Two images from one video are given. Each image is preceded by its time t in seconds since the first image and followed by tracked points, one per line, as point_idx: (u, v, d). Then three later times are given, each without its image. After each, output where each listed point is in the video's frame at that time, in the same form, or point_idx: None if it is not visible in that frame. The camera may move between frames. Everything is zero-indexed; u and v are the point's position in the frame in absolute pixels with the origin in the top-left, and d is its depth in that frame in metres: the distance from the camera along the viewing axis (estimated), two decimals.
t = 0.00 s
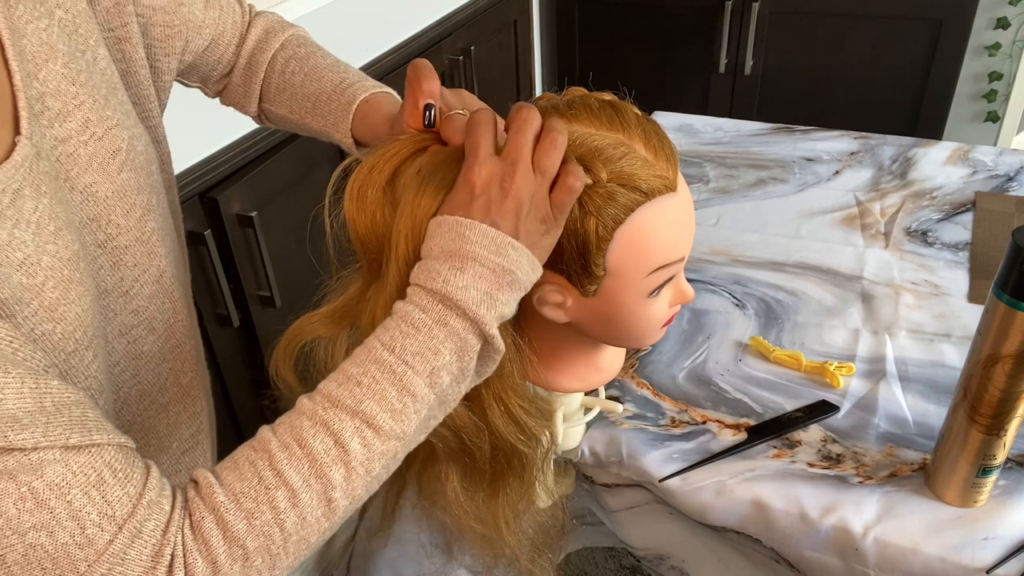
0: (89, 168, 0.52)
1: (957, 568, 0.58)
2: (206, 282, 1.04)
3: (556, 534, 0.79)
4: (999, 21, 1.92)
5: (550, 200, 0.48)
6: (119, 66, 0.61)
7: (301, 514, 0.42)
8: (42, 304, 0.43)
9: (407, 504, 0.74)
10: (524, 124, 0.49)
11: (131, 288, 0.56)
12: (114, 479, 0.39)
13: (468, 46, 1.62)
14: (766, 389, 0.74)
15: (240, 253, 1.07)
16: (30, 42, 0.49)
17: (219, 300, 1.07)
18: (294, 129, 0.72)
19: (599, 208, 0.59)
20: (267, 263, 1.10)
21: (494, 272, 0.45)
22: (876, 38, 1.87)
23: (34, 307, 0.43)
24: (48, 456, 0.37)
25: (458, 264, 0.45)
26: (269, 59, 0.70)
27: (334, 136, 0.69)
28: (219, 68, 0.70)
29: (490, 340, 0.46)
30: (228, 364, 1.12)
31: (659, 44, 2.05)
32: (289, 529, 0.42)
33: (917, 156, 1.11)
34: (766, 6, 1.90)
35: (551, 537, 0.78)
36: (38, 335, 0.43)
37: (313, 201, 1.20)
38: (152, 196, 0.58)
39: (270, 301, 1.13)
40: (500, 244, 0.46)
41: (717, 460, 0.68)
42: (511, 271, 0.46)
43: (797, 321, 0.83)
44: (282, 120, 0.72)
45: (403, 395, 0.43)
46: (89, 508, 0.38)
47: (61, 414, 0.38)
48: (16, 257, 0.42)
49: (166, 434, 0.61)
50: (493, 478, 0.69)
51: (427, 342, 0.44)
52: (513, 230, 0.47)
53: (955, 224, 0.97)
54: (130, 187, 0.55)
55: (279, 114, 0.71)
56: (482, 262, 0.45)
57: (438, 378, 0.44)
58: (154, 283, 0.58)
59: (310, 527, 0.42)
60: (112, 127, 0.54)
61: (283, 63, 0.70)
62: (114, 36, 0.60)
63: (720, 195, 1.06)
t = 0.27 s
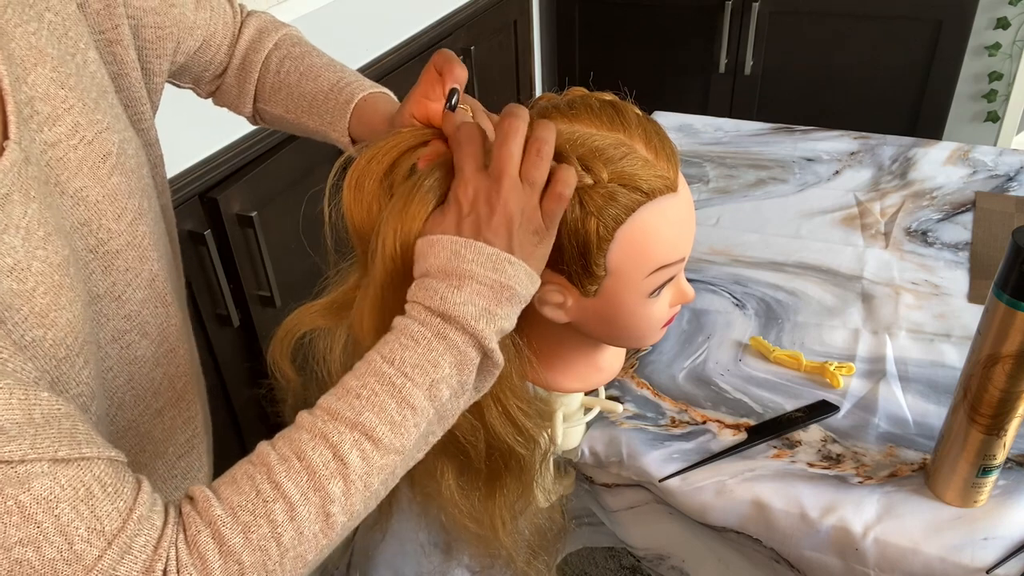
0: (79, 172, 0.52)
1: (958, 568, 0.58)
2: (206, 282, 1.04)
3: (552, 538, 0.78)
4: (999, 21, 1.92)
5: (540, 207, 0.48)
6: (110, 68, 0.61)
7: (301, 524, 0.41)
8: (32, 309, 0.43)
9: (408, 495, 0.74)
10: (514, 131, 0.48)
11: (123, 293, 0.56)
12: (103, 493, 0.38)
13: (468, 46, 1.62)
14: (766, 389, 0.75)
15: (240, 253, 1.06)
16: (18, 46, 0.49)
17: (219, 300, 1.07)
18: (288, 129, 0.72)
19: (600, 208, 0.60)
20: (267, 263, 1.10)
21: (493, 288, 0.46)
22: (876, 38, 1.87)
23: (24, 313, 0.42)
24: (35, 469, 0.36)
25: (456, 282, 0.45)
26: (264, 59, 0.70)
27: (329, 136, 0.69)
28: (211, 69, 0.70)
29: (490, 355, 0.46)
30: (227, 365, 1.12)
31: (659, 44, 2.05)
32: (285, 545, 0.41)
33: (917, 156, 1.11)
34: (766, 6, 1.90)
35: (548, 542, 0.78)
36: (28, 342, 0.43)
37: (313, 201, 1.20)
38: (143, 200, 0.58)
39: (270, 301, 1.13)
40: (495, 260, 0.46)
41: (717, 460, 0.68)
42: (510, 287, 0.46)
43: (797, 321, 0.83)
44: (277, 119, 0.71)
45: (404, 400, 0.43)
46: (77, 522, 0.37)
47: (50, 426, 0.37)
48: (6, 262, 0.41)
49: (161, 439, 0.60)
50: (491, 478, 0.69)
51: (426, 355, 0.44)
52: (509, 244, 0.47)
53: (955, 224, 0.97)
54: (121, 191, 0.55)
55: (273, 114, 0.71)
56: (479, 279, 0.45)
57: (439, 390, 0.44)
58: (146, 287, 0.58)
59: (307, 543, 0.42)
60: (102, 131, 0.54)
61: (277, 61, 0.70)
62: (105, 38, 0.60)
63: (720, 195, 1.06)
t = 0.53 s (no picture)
0: (69, 176, 0.51)
1: (958, 568, 0.58)
2: (206, 282, 1.04)
3: (549, 539, 0.78)
4: (999, 21, 1.92)
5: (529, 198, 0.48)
6: (101, 68, 0.60)
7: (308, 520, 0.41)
8: (25, 315, 0.42)
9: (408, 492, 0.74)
10: (501, 126, 0.48)
11: (115, 296, 0.56)
12: (106, 491, 0.38)
13: (468, 46, 1.62)
14: (766, 389, 0.75)
15: (240, 253, 1.07)
16: (7, 50, 0.48)
17: (219, 300, 1.07)
18: (285, 123, 0.72)
19: (600, 209, 0.60)
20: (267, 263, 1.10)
21: (485, 285, 0.46)
22: (876, 38, 1.87)
23: (18, 318, 0.42)
24: (38, 469, 0.36)
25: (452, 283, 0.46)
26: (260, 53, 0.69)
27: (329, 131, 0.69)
28: (206, 64, 0.69)
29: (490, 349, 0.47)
30: (228, 364, 1.12)
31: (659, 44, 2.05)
32: (294, 536, 0.41)
33: (917, 156, 1.11)
34: (766, 6, 1.90)
35: (546, 543, 0.78)
36: (23, 347, 0.42)
37: (313, 201, 1.20)
38: (134, 203, 0.58)
39: (270, 301, 1.13)
40: (487, 258, 0.46)
41: (718, 460, 0.68)
42: (504, 282, 0.46)
43: (797, 321, 0.83)
44: (274, 114, 0.71)
45: (410, 397, 0.43)
46: (81, 520, 0.37)
47: (48, 427, 0.37)
48: None
49: (154, 442, 0.60)
50: (489, 479, 0.69)
51: (428, 347, 0.45)
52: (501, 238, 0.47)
53: (955, 224, 0.97)
54: (111, 195, 0.54)
55: (271, 108, 0.71)
56: (473, 279, 0.46)
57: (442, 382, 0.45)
58: (138, 290, 0.57)
59: (316, 534, 0.42)
60: (92, 134, 0.53)
61: (272, 57, 0.69)
62: (96, 39, 0.59)
63: (720, 195, 1.06)
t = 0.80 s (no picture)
0: (62, 179, 0.51)
1: (958, 568, 0.58)
2: (206, 282, 1.04)
3: (549, 540, 0.78)
4: (999, 21, 1.92)
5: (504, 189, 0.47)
6: (92, 73, 0.59)
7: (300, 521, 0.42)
8: (20, 318, 0.42)
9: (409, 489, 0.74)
10: (492, 122, 0.47)
11: (109, 300, 0.56)
12: (115, 468, 0.38)
13: (468, 46, 1.62)
14: (766, 389, 0.74)
15: (240, 253, 1.06)
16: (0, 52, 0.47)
17: (219, 300, 1.06)
18: (283, 129, 0.70)
19: (599, 209, 0.60)
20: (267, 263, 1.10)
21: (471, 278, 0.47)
22: (876, 38, 1.87)
23: (14, 321, 0.42)
24: (50, 450, 0.36)
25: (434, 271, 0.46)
26: (256, 60, 0.67)
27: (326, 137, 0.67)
28: (196, 75, 0.67)
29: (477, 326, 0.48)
30: (228, 364, 1.12)
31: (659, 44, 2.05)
32: (295, 501, 0.43)
33: (917, 156, 1.11)
34: (766, 6, 1.90)
35: (546, 543, 0.78)
36: (20, 350, 0.42)
37: (313, 201, 1.20)
38: (126, 206, 0.57)
39: (270, 301, 1.13)
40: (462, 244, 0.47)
41: (718, 460, 0.67)
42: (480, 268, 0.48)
43: (797, 321, 0.83)
44: (271, 120, 0.69)
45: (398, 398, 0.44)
46: (95, 498, 0.37)
47: (54, 410, 0.37)
48: None
49: (147, 443, 0.61)
50: (490, 480, 0.69)
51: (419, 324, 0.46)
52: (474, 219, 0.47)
53: (955, 224, 0.97)
54: (105, 198, 0.54)
55: (268, 115, 0.69)
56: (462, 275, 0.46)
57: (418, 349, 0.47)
58: (132, 293, 0.57)
59: (314, 490, 0.44)
60: (85, 137, 0.52)
61: (265, 66, 0.67)
62: (87, 44, 0.57)
63: (720, 195, 1.06)
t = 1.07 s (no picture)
0: (59, 183, 0.50)
1: (958, 568, 0.58)
2: (206, 282, 1.04)
3: (543, 543, 0.79)
4: (999, 21, 1.92)
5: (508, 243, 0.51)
6: (86, 77, 0.58)
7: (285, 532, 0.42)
8: (20, 324, 0.42)
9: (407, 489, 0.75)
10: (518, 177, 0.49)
11: (106, 304, 0.55)
12: (93, 501, 0.38)
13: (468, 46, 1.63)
14: (766, 389, 0.74)
15: (240, 253, 1.06)
16: None
17: (219, 300, 1.06)
18: (279, 125, 0.70)
19: (591, 213, 0.60)
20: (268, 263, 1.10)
21: (462, 301, 0.47)
22: (876, 38, 1.87)
23: (12, 328, 0.41)
24: (32, 475, 0.36)
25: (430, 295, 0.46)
26: (248, 57, 0.67)
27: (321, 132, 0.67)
28: (191, 72, 0.67)
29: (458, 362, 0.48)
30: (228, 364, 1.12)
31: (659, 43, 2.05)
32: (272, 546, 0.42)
33: (917, 156, 1.11)
34: (766, 6, 1.90)
35: (538, 549, 0.78)
36: (15, 358, 0.42)
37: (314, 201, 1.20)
38: (123, 210, 0.56)
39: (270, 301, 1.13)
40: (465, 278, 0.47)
41: (717, 460, 0.68)
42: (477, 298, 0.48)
43: (797, 321, 0.83)
44: (266, 117, 0.69)
45: (383, 408, 0.44)
46: (73, 529, 0.37)
47: (38, 437, 0.37)
48: None
49: (149, 449, 0.62)
50: (482, 481, 0.69)
51: (402, 362, 0.45)
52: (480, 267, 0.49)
53: (955, 224, 0.97)
54: (102, 202, 0.53)
55: (262, 110, 0.69)
56: (450, 294, 0.46)
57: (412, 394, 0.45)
58: (129, 298, 0.57)
59: (291, 544, 0.43)
60: (82, 141, 0.51)
61: (260, 62, 0.67)
62: (81, 46, 0.57)
63: (720, 195, 1.06)
